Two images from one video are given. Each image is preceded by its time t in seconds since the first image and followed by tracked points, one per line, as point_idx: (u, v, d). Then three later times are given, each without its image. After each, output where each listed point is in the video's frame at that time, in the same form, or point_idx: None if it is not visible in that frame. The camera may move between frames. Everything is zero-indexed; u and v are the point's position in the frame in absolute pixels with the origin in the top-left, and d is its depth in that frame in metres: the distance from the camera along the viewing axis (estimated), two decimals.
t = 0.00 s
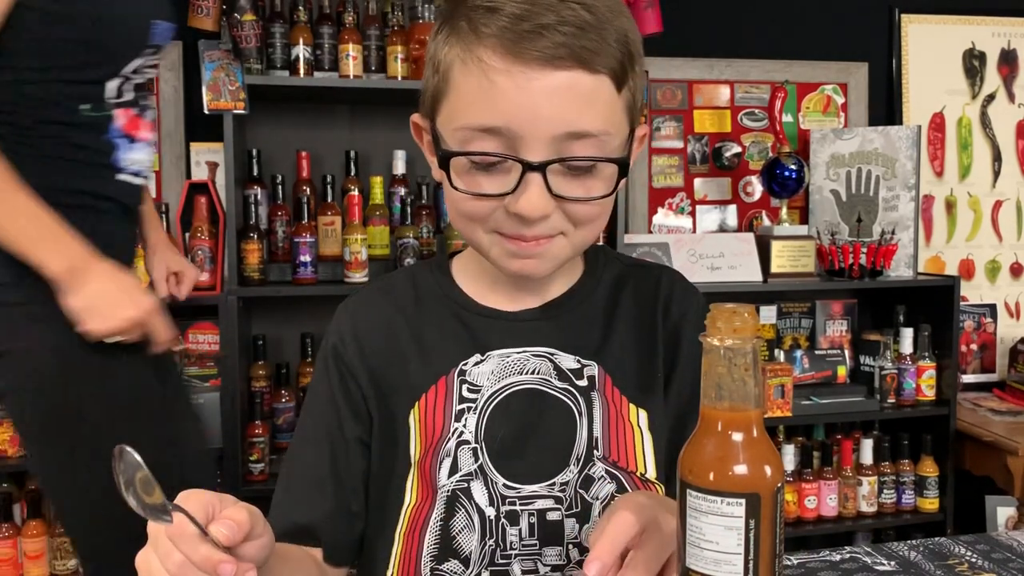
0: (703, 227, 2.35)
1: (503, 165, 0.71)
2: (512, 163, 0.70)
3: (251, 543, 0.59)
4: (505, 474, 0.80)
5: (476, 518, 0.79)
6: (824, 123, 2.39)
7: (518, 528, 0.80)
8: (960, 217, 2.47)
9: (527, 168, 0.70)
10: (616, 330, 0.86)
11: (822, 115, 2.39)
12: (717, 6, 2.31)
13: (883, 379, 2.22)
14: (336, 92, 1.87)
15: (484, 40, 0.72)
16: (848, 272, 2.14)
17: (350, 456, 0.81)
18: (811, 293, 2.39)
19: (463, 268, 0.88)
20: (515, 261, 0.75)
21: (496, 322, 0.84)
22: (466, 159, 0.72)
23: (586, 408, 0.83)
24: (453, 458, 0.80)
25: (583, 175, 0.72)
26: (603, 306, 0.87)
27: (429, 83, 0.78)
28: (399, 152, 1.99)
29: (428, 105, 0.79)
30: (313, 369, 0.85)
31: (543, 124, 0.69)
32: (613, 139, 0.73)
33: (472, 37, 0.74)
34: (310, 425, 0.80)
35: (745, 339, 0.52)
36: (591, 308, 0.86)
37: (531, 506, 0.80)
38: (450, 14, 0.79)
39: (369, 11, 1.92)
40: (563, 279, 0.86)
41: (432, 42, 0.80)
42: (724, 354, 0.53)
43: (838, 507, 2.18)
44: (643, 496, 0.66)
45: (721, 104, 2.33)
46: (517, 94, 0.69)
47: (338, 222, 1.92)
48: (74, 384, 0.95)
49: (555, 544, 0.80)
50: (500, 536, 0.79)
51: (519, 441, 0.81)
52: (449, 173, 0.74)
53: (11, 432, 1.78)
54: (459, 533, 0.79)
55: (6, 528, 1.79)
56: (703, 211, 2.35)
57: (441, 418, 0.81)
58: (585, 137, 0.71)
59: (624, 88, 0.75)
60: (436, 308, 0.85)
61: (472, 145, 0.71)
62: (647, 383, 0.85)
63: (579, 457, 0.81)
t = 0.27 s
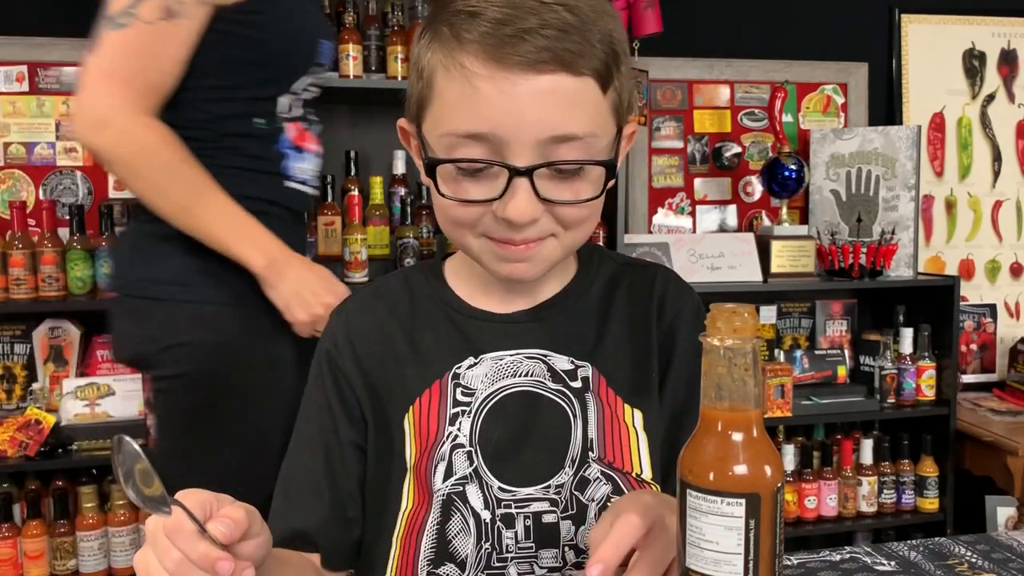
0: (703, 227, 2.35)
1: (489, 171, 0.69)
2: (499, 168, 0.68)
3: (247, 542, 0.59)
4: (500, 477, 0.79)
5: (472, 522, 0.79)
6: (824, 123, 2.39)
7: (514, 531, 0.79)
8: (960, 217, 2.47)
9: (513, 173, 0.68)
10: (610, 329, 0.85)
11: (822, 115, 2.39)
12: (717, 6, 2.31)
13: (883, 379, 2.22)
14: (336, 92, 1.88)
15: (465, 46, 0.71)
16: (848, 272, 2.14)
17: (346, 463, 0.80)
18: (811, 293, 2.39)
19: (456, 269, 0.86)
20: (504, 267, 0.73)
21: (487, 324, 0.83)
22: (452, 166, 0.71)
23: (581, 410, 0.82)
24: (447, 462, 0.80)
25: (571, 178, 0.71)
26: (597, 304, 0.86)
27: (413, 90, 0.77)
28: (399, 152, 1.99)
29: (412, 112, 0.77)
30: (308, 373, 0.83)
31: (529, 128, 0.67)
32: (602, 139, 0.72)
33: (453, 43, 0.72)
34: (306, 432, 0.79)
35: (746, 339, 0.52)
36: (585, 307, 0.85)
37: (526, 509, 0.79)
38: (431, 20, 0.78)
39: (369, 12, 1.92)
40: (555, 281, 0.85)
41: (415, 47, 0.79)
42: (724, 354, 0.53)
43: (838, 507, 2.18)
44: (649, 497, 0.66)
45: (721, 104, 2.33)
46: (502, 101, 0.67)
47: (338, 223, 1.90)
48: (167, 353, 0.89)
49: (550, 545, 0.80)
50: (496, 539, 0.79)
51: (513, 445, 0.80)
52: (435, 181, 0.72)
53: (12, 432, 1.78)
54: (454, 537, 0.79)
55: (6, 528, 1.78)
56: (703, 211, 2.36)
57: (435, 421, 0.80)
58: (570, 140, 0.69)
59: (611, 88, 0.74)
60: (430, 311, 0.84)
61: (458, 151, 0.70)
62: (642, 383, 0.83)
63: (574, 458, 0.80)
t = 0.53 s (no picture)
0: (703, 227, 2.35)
1: (480, 175, 0.69)
2: (490, 173, 0.69)
3: (245, 541, 0.59)
4: (498, 481, 0.79)
5: (470, 526, 0.79)
6: (824, 123, 2.39)
7: (513, 535, 0.79)
8: (960, 217, 2.47)
9: (505, 176, 0.68)
10: (609, 331, 0.84)
11: (822, 115, 2.39)
12: (716, 7, 2.31)
13: (883, 379, 2.22)
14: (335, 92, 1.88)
15: (453, 48, 0.71)
16: (848, 272, 2.14)
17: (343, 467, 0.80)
18: (811, 293, 2.39)
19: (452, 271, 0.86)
20: (499, 269, 0.73)
21: (484, 327, 0.83)
22: (443, 171, 0.71)
23: (579, 413, 0.82)
24: (445, 466, 0.79)
25: (562, 180, 0.71)
26: (595, 305, 0.85)
27: (402, 93, 0.76)
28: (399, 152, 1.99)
29: (402, 116, 0.77)
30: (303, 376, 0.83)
31: (521, 131, 0.67)
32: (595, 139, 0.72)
33: (443, 45, 0.72)
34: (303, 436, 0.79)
35: (746, 339, 0.52)
36: (583, 309, 0.85)
37: (525, 513, 0.79)
38: (419, 23, 0.77)
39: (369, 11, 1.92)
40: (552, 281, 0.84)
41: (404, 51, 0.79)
42: (725, 354, 0.54)
43: (838, 507, 2.18)
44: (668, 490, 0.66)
45: (721, 104, 2.33)
46: (493, 104, 0.67)
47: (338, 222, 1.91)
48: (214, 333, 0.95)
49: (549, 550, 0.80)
50: (495, 544, 0.79)
51: (511, 449, 0.80)
52: (427, 185, 0.72)
53: (12, 432, 1.78)
54: (453, 542, 0.79)
55: (6, 528, 1.79)
56: (703, 211, 2.36)
57: (432, 425, 0.80)
58: (563, 142, 0.69)
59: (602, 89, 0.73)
60: (425, 314, 0.84)
61: (449, 155, 0.70)
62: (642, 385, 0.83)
63: (572, 462, 0.80)
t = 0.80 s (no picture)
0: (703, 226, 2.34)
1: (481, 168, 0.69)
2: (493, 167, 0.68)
3: (245, 541, 0.59)
4: (496, 478, 0.79)
5: (469, 525, 0.79)
6: (824, 123, 2.39)
7: (512, 533, 0.79)
8: (960, 217, 2.47)
9: (506, 170, 0.68)
10: (603, 324, 0.85)
11: (823, 115, 2.38)
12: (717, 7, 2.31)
13: (883, 379, 2.22)
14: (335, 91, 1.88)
15: (452, 41, 0.71)
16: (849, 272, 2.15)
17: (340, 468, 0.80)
18: (811, 293, 2.39)
19: (446, 270, 0.86)
20: (498, 265, 0.74)
21: (481, 325, 0.83)
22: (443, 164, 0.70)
23: (575, 408, 0.82)
24: (443, 465, 0.80)
25: (563, 172, 0.71)
26: (589, 298, 0.86)
27: (400, 87, 0.76)
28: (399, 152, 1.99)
29: (399, 110, 0.77)
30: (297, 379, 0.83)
31: (522, 125, 0.67)
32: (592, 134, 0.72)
33: (441, 38, 0.72)
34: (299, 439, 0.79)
35: (746, 338, 0.52)
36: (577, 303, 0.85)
37: (524, 510, 0.79)
38: (417, 16, 0.77)
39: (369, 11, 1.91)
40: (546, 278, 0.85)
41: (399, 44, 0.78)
42: (725, 355, 0.54)
43: (838, 507, 2.18)
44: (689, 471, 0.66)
45: (721, 103, 2.32)
46: (492, 98, 0.67)
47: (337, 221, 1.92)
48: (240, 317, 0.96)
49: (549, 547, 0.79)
50: (495, 542, 0.79)
51: (507, 446, 0.80)
52: (428, 180, 0.72)
53: (12, 432, 1.78)
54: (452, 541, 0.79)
55: (6, 528, 1.78)
56: (703, 211, 2.35)
57: (429, 423, 0.80)
58: (563, 136, 0.69)
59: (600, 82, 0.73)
60: (418, 313, 0.83)
61: (450, 150, 0.69)
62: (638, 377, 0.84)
63: (569, 457, 0.81)
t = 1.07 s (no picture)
0: (703, 227, 2.35)
1: (434, 137, 0.70)
2: (443, 134, 0.69)
3: (244, 537, 0.59)
4: (489, 468, 0.79)
5: (465, 516, 0.79)
6: (824, 123, 2.40)
7: (508, 520, 0.79)
8: (960, 216, 2.47)
9: (456, 136, 0.69)
10: (586, 312, 0.85)
11: (822, 115, 2.39)
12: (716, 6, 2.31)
13: (883, 378, 2.22)
14: (336, 92, 1.88)
15: (413, 19, 0.72)
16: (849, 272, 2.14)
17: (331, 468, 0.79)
18: (811, 293, 2.38)
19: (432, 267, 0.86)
20: (457, 240, 0.74)
21: (470, 319, 0.83)
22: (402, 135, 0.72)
23: (563, 394, 0.82)
24: (436, 457, 0.80)
25: (517, 142, 0.71)
26: (570, 286, 0.86)
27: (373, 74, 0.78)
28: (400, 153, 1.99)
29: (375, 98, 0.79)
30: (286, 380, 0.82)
31: (476, 95, 0.68)
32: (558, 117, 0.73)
33: (405, 17, 0.73)
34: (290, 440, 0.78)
35: (747, 339, 0.52)
36: (559, 291, 0.85)
37: (518, 497, 0.79)
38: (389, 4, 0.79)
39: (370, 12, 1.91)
40: (528, 267, 0.84)
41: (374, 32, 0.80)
42: (725, 354, 0.54)
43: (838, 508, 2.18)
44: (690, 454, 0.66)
45: (721, 104, 2.33)
46: (445, 68, 0.68)
47: (338, 222, 1.92)
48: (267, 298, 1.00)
49: (546, 532, 0.80)
50: (491, 530, 0.79)
51: (498, 437, 0.80)
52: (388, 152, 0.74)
53: (12, 432, 1.78)
54: (448, 531, 0.79)
55: (6, 528, 1.78)
56: (703, 211, 2.35)
57: (421, 417, 0.80)
58: (515, 107, 0.70)
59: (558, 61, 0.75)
60: (406, 311, 0.83)
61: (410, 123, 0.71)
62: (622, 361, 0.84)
63: (560, 442, 0.81)
